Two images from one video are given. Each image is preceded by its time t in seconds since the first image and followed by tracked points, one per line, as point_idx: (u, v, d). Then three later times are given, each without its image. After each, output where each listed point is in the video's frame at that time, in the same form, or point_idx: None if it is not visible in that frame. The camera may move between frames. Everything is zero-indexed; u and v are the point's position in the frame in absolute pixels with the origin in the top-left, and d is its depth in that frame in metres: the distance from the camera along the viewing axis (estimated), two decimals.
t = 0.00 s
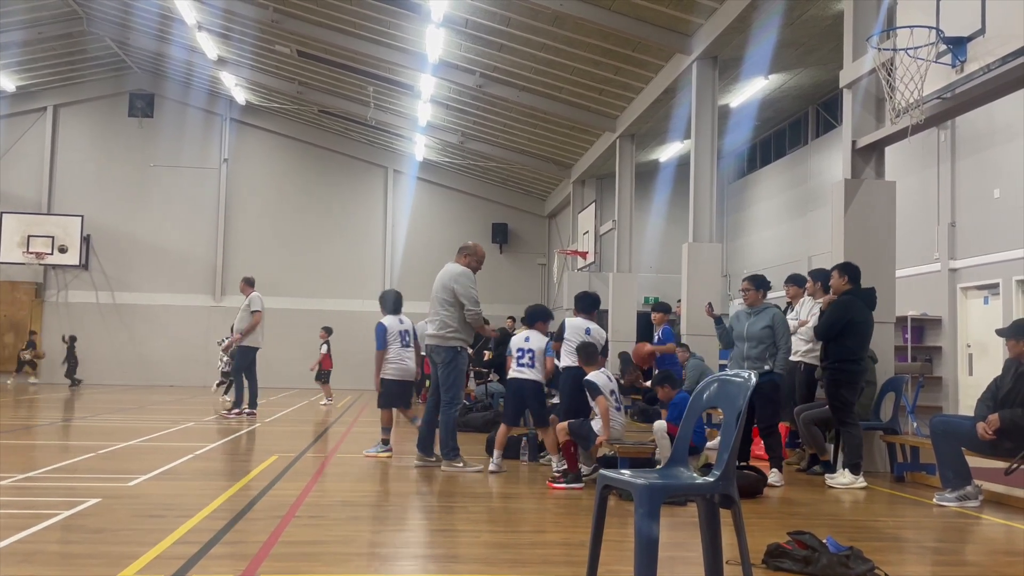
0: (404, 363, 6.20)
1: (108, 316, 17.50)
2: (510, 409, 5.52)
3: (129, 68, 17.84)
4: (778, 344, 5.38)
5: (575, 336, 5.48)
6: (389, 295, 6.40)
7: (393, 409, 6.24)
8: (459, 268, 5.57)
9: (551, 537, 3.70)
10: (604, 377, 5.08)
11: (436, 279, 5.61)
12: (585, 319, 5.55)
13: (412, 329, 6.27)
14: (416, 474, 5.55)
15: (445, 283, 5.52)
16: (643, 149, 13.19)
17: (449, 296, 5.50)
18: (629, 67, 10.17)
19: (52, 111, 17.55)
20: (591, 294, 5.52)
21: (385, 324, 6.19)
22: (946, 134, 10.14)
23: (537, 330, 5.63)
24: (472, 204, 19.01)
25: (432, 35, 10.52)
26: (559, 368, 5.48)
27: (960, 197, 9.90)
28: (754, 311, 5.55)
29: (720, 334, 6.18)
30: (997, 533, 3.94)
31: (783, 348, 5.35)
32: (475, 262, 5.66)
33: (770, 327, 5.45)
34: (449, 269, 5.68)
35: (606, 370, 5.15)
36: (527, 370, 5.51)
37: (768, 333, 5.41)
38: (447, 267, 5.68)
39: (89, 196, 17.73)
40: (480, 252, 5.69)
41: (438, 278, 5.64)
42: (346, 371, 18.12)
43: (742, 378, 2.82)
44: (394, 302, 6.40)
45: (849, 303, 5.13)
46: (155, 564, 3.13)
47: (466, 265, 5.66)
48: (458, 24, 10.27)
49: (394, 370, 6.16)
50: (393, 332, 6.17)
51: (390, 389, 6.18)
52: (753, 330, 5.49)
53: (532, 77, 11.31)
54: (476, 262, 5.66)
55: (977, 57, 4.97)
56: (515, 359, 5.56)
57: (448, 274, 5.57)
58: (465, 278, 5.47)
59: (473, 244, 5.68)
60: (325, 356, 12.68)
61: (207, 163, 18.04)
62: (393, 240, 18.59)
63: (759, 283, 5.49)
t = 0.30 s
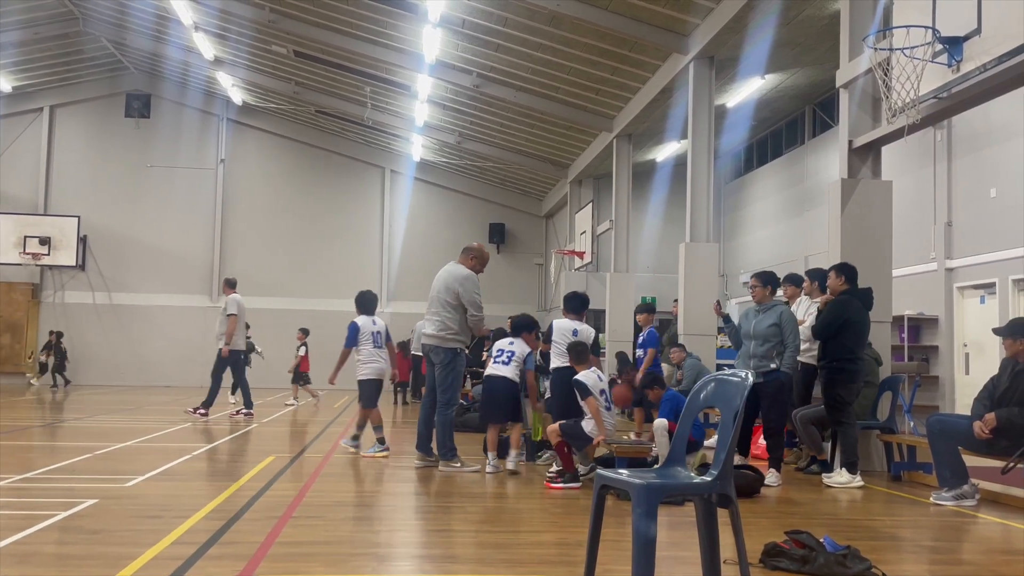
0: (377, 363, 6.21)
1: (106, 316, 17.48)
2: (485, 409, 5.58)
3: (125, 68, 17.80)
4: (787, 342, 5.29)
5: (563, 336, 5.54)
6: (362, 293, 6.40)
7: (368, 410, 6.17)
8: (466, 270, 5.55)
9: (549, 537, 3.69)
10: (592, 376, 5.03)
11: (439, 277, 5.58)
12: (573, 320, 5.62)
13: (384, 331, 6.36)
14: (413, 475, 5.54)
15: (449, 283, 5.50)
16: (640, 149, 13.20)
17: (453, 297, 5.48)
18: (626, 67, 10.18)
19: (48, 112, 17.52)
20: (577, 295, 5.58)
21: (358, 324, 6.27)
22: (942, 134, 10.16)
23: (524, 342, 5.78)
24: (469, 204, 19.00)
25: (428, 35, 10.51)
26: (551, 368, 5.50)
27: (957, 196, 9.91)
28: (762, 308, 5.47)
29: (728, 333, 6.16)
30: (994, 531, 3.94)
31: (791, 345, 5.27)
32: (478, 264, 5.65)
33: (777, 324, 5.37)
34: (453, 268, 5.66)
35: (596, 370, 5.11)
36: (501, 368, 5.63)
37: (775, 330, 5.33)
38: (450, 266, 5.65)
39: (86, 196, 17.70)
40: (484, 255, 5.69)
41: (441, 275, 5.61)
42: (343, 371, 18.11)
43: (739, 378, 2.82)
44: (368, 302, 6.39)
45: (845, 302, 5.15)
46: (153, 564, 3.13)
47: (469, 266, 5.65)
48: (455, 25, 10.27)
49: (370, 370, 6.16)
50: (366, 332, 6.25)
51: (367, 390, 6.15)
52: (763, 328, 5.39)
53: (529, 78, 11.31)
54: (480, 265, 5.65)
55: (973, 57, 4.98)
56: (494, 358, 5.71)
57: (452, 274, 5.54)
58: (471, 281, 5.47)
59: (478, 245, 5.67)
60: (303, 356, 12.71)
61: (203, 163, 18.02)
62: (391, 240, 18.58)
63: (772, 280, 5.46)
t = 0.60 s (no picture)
0: (346, 363, 6.23)
1: (102, 316, 17.44)
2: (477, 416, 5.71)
3: (122, 68, 17.76)
4: (785, 341, 5.28)
5: (555, 337, 5.46)
6: (343, 293, 6.39)
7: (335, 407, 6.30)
8: (462, 270, 5.58)
9: (546, 536, 3.69)
10: (596, 375, 5.11)
11: (435, 277, 5.56)
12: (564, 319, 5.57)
13: (357, 329, 6.33)
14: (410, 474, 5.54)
15: (447, 284, 5.51)
16: (636, 148, 13.21)
17: (451, 298, 5.49)
18: (622, 67, 10.19)
19: (44, 112, 17.48)
20: (563, 296, 5.66)
21: (330, 321, 6.25)
22: (939, 133, 10.17)
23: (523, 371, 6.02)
24: (465, 203, 18.99)
25: (425, 35, 10.51)
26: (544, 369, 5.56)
27: (953, 195, 9.93)
28: (760, 308, 5.47)
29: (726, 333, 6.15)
30: (990, 530, 3.95)
31: (789, 345, 5.26)
32: (470, 264, 5.68)
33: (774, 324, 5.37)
34: (446, 267, 5.65)
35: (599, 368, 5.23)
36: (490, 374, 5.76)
37: (773, 331, 5.34)
38: (443, 265, 5.63)
39: (82, 196, 17.66)
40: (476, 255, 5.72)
41: (435, 275, 5.58)
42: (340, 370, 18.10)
43: (736, 377, 2.82)
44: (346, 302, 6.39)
45: (843, 303, 5.12)
46: (149, 564, 3.12)
47: (461, 265, 5.66)
48: (452, 24, 10.27)
49: (339, 369, 6.21)
50: (338, 329, 6.22)
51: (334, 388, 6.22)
52: (760, 328, 5.39)
53: (526, 77, 11.31)
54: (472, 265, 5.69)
55: (969, 56, 4.99)
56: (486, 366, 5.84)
57: (448, 274, 5.55)
58: (469, 283, 5.53)
59: (470, 245, 5.69)
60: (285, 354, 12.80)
61: (200, 163, 17.99)
62: (388, 239, 18.57)
63: (768, 279, 5.43)
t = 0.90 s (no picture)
0: (304, 363, 6.20)
1: (98, 316, 17.38)
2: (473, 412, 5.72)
3: (118, 68, 17.73)
4: (771, 338, 5.25)
5: (542, 338, 5.52)
6: (313, 295, 6.46)
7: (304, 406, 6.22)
8: (444, 266, 5.55)
9: (541, 536, 3.68)
10: (599, 375, 5.12)
11: (419, 274, 5.51)
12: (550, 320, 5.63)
13: (316, 328, 6.28)
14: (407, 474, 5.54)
15: (432, 280, 5.47)
16: (633, 148, 13.21)
17: (437, 294, 5.45)
18: (619, 67, 10.19)
19: (41, 111, 17.44)
20: (548, 299, 5.73)
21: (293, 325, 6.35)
22: (935, 133, 10.19)
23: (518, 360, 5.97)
24: (462, 203, 18.99)
25: (422, 35, 10.50)
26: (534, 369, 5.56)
27: (949, 195, 9.94)
28: (749, 305, 5.43)
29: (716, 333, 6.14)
30: (986, 529, 3.95)
31: (773, 343, 5.23)
32: (451, 261, 5.69)
33: (759, 321, 5.34)
34: (428, 265, 5.62)
35: (601, 368, 5.23)
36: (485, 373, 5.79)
37: (757, 327, 5.32)
38: (425, 263, 5.60)
39: (78, 196, 17.61)
40: (455, 252, 5.72)
41: (419, 273, 5.54)
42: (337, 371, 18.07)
43: (733, 377, 2.82)
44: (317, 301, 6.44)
45: (839, 303, 5.12)
46: (146, 564, 3.11)
47: (443, 263, 5.66)
48: (449, 24, 10.26)
49: (299, 369, 6.19)
50: (297, 331, 6.30)
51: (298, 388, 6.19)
52: (746, 326, 5.37)
53: (523, 77, 11.31)
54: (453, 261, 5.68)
55: (965, 56, 4.99)
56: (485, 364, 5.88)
57: (432, 270, 5.52)
58: (454, 276, 5.49)
59: (449, 243, 5.69)
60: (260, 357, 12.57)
61: (197, 163, 17.96)
62: (385, 239, 18.55)
63: (755, 277, 5.38)
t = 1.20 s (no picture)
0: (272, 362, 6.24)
1: (96, 317, 17.36)
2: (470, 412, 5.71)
3: (116, 68, 17.72)
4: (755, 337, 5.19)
5: (535, 339, 5.58)
6: (289, 291, 6.39)
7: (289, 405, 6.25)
8: (431, 264, 5.56)
9: (540, 536, 3.69)
10: (599, 376, 5.12)
11: (407, 274, 5.51)
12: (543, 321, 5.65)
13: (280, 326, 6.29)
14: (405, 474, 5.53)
15: (420, 279, 5.46)
16: (631, 148, 13.22)
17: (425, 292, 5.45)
18: (617, 67, 10.19)
19: (39, 111, 17.42)
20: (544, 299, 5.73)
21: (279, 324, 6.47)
22: (933, 133, 10.20)
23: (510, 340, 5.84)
24: (460, 203, 18.99)
25: (421, 34, 10.49)
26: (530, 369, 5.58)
27: (947, 195, 9.95)
28: (740, 305, 5.36)
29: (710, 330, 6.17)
30: (984, 529, 3.96)
31: (759, 342, 5.08)
32: (438, 260, 5.70)
33: (746, 319, 5.29)
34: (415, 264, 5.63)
35: (600, 368, 5.24)
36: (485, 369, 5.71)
37: (743, 326, 5.31)
38: (412, 263, 5.60)
39: (76, 196, 17.60)
40: (441, 249, 5.73)
41: (407, 272, 5.54)
42: (335, 371, 18.06)
43: (731, 377, 2.81)
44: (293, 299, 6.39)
45: (837, 302, 5.13)
46: (145, 565, 3.11)
47: (430, 262, 5.67)
48: (447, 24, 10.26)
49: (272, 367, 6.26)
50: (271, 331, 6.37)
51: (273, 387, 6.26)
52: (733, 324, 5.37)
53: (521, 77, 11.31)
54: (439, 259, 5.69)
55: (963, 57, 5.00)
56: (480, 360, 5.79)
57: (419, 268, 5.52)
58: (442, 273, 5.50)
59: (434, 242, 5.71)
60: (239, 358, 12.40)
61: (195, 163, 17.95)
62: (383, 239, 18.53)
63: (747, 277, 5.33)
